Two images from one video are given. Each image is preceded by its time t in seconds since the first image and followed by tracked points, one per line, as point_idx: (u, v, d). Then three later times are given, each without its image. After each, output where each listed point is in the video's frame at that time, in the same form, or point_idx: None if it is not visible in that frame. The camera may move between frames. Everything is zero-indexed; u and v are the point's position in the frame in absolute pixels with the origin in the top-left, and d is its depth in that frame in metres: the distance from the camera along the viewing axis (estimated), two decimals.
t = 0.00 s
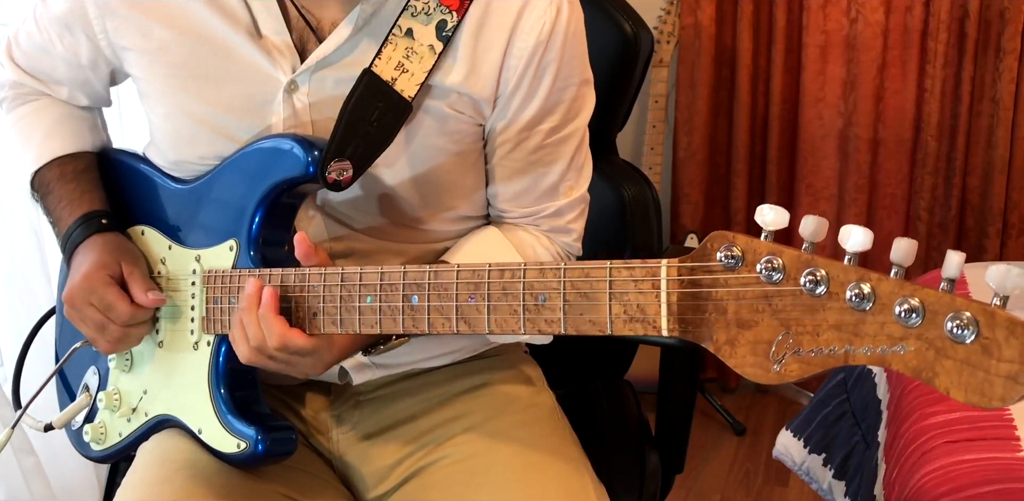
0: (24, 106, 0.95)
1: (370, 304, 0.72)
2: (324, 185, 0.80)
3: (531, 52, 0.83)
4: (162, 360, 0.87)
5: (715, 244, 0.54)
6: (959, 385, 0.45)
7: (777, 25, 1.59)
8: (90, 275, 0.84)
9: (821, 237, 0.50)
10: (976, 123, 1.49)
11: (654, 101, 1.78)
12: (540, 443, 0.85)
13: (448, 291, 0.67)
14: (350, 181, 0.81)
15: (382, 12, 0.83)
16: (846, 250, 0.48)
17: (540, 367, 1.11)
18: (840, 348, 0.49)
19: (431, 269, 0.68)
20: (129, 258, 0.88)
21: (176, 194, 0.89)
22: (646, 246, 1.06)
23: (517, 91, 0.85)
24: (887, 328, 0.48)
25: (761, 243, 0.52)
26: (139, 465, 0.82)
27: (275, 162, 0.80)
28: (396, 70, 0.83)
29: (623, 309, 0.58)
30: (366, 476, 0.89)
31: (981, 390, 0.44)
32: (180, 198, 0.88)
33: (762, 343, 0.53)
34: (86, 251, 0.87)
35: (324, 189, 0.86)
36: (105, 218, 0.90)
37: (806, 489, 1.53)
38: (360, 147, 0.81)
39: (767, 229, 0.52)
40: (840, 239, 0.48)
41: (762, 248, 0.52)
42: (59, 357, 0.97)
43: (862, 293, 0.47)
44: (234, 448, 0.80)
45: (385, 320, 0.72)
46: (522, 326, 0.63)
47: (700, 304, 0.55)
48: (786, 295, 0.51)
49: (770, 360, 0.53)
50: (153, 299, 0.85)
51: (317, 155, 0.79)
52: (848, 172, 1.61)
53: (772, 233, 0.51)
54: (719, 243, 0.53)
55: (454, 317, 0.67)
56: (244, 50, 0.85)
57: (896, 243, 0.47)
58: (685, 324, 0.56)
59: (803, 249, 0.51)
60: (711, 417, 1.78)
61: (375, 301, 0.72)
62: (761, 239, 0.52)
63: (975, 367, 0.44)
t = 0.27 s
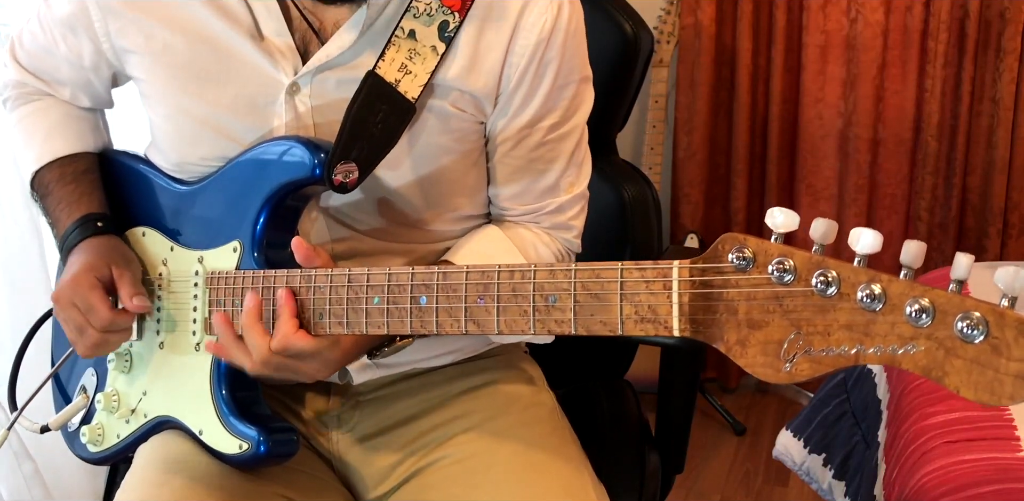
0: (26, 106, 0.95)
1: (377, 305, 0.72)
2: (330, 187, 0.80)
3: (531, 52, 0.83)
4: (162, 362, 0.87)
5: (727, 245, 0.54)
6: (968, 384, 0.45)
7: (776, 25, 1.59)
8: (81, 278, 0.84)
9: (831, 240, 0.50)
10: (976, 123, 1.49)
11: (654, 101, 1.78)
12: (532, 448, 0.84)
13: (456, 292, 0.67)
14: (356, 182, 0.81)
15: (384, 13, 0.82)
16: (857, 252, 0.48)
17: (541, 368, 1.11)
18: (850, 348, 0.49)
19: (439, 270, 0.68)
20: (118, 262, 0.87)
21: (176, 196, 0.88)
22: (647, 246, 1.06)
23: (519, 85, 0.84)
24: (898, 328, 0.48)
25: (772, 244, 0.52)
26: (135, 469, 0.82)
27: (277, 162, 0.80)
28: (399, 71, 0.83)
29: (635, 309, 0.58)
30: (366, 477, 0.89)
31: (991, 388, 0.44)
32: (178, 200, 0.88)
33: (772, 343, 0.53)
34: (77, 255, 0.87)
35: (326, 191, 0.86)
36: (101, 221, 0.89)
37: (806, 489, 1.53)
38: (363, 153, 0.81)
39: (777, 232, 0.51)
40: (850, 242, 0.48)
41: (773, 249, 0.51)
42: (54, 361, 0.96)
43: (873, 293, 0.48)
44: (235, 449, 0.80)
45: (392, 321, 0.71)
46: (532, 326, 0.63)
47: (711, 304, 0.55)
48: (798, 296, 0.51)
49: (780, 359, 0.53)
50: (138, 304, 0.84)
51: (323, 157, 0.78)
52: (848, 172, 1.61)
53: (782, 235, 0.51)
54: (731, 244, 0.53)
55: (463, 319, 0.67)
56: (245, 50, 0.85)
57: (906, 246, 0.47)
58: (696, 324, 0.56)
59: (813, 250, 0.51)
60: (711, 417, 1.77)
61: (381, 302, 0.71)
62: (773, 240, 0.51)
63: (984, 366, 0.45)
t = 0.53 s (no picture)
0: (26, 109, 0.95)
1: (379, 303, 0.72)
2: (332, 187, 0.80)
3: (529, 48, 0.83)
4: (163, 363, 0.87)
5: (728, 242, 0.54)
6: (971, 377, 0.45)
7: (776, 25, 1.59)
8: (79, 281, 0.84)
9: (833, 236, 0.50)
10: (977, 123, 1.49)
11: (654, 101, 1.78)
12: (531, 447, 0.84)
13: (458, 290, 0.67)
14: (357, 182, 0.80)
15: (381, 12, 0.82)
16: (858, 247, 0.48)
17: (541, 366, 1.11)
18: (851, 344, 0.49)
19: (441, 268, 0.68)
20: (116, 264, 0.87)
21: (179, 195, 0.88)
22: (647, 245, 1.06)
23: (518, 81, 0.84)
24: (900, 323, 0.47)
25: (774, 240, 0.52)
26: (136, 470, 0.81)
27: (280, 160, 0.80)
28: (398, 70, 0.83)
29: (636, 305, 0.58)
30: (367, 477, 0.89)
31: (992, 382, 0.44)
32: (179, 199, 0.88)
33: (774, 338, 0.53)
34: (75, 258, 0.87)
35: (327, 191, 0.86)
36: (99, 224, 0.89)
37: (806, 489, 1.53)
38: (364, 151, 0.80)
39: (779, 228, 0.51)
40: (851, 237, 0.48)
41: (775, 245, 0.51)
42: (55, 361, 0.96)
43: (876, 288, 0.47)
44: (236, 448, 0.80)
45: (394, 319, 0.71)
46: (534, 323, 0.63)
47: (713, 300, 0.55)
48: (799, 291, 0.51)
49: (782, 354, 0.53)
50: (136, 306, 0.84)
51: (326, 157, 0.78)
52: (848, 172, 1.61)
53: (783, 232, 0.51)
54: (732, 240, 0.53)
55: (465, 316, 0.67)
56: (244, 51, 0.85)
57: (907, 241, 0.47)
58: (698, 320, 0.56)
59: (815, 247, 0.50)
60: (711, 418, 1.77)
61: (383, 300, 0.72)
62: (775, 236, 0.51)
63: (986, 360, 0.44)
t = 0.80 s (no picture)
0: (27, 108, 0.95)
1: (377, 300, 0.72)
2: (331, 185, 0.80)
3: (526, 47, 0.83)
4: (163, 360, 0.87)
5: (724, 237, 0.54)
6: (966, 372, 0.45)
7: (777, 25, 1.59)
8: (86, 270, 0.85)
9: (829, 230, 0.50)
10: (977, 123, 1.49)
11: (654, 101, 1.78)
12: (531, 445, 0.84)
13: (456, 287, 0.67)
14: (356, 181, 0.81)
15: (378, 12, 0.82)
16: (854, 242, 0.48)
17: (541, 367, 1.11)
18: (848, 338, 0.49)
19: (439, 265, 0.68)
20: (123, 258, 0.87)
21: (178, 195, 0.88)
22: (647, 245, 1.06)
23: (515, 81, 0.84)
24: (895, 317, 0.47)
25: (769, 236, 0.52)
26: (138, 469, 0.81)
27: (279, 158, 0.80)
28: (395, 70, 0.83)
29: (632, 301, 0.58)
30: (367, 476, 0.89)
31: (988, 375, 0.44)
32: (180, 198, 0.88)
33: (770, 333, 0.53)
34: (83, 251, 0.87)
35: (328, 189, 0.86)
36: (105, 219, 0.89)
37: (806, 489, 1.53)
38: (363, 150, 0.81)
39: (775, 223, 0.52)
40: (846, 231, 0.48)
41: (770, 241, 0.51)
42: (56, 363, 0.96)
43: (870, 283, 0.47)
44: (235, 447, 0.80)
45: (392, 316, 0.71)
46: (531, 320, 0.63)
47: (709, 295, 0.55)
48: (795, 286, 0.51)
49: (778, 350, 0.53)
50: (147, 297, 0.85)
51: (324, 156, 0.78)
52: (848, 172, 1.61)
53: (779, 226, 0.51)
54: (728, 236, 0.53)
55: (462, 313, 0.67)
56: (241, 54, 0.85)
57: (902, 234, 0.47)
58: (694, 315, 0.56)
59: (811, 242, 0.51)
60: (711, 418, 1.77)
61: (381, 298, 0.72)
62: (771, 231, 0.52)
63: (981, 353, 0.44)
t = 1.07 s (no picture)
0: (22, 109, 0.96)
1: (375, 306, 0.72)
2: (328, 188, 0.79)
3: (523, 51, 0.83)
4: (162, 362, 0.87)
5: (722, 243, 0.54)
6: (965, 380, 0.45)
7: (777, 25, 1.59)
8: (83, 268, 0.84)
9: (827, 237, 0.50)
10: (977, 123, 1.49)
11: (654, 101, 1.78)
12: (532, 444, 0.84)
13: (453, 293, 0.67)
14: (354, 184, 0.80)
15: (375, 17, 0.83)
16: (852, 249, 0.48)
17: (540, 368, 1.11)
18: (846, 346, 0.49)
19: (436, 269, 0.68)
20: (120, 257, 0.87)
21: (176, 197, 0.88)
22: (647, 247, 1.06)
23: (511, 90, 0.84)
24: (893, 325, 0.47)
25: (767, 242, 0.52)
26: (135, 474, 0.81)
27: (276, 162, 0.80)
28: (392, 72, 0.83)
29: (630, 308, 0.58)
30: (367, 477, 0.89)
31: (986, 384, 0.44)
32: (179, 200, 0.88)
33: (768, 342, 0.53)
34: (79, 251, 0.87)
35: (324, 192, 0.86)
36: (104, 218, 0.89)
37: (806, 489, 1.53)
38: (361, 152, 0.81)
39: (772, 229, 0.51)
40: (845, 239, 0.48)
41: (768, 247, 0.51)
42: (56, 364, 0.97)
43: (869, 291, 0.47)
44: (236, 450, 0.80)
45: (391, 322, 0.71)
46: (529, 326, 0.63)
47: (708, 302, 0.55)
48: (794, 293, 0.51)
49: (776, 358, 0.53)
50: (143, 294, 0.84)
51: (321, 158, 0.78)
52: (848, 172, 1.61)
53: (778, 233, 0.51)
54: (726, 242, 0.53)
55: (460, 320, 0.67)
56: (235, 62, 0.85)
57: (900, 242, 0.47)
58: (693, 322, 0.56)
59: (809, 248, 0.50)
60: (711, 417, 1.77)
61: (380, 303, 0.72)
62: (768, 237, 0.51)
63: (980, 363, 0.44)
